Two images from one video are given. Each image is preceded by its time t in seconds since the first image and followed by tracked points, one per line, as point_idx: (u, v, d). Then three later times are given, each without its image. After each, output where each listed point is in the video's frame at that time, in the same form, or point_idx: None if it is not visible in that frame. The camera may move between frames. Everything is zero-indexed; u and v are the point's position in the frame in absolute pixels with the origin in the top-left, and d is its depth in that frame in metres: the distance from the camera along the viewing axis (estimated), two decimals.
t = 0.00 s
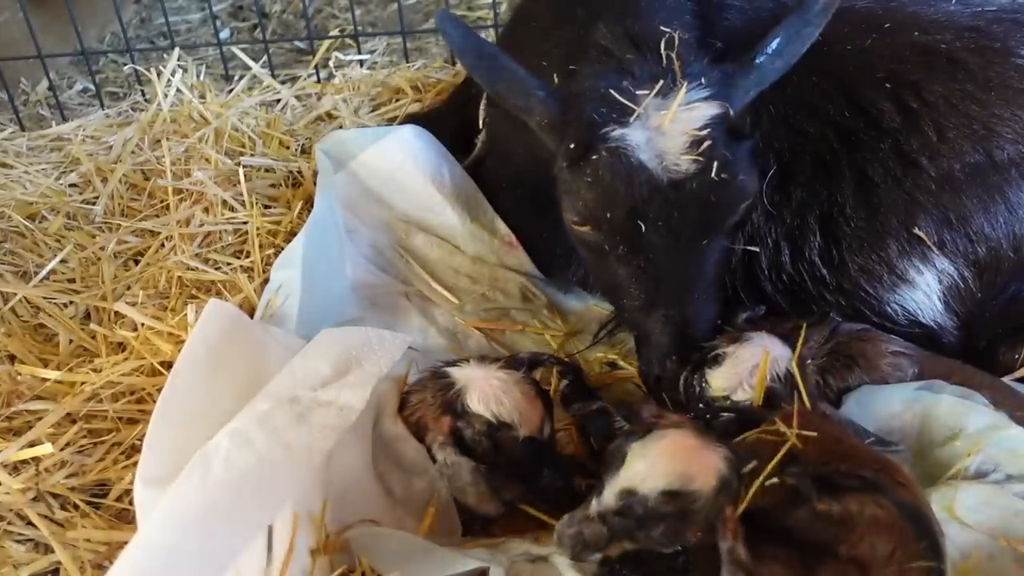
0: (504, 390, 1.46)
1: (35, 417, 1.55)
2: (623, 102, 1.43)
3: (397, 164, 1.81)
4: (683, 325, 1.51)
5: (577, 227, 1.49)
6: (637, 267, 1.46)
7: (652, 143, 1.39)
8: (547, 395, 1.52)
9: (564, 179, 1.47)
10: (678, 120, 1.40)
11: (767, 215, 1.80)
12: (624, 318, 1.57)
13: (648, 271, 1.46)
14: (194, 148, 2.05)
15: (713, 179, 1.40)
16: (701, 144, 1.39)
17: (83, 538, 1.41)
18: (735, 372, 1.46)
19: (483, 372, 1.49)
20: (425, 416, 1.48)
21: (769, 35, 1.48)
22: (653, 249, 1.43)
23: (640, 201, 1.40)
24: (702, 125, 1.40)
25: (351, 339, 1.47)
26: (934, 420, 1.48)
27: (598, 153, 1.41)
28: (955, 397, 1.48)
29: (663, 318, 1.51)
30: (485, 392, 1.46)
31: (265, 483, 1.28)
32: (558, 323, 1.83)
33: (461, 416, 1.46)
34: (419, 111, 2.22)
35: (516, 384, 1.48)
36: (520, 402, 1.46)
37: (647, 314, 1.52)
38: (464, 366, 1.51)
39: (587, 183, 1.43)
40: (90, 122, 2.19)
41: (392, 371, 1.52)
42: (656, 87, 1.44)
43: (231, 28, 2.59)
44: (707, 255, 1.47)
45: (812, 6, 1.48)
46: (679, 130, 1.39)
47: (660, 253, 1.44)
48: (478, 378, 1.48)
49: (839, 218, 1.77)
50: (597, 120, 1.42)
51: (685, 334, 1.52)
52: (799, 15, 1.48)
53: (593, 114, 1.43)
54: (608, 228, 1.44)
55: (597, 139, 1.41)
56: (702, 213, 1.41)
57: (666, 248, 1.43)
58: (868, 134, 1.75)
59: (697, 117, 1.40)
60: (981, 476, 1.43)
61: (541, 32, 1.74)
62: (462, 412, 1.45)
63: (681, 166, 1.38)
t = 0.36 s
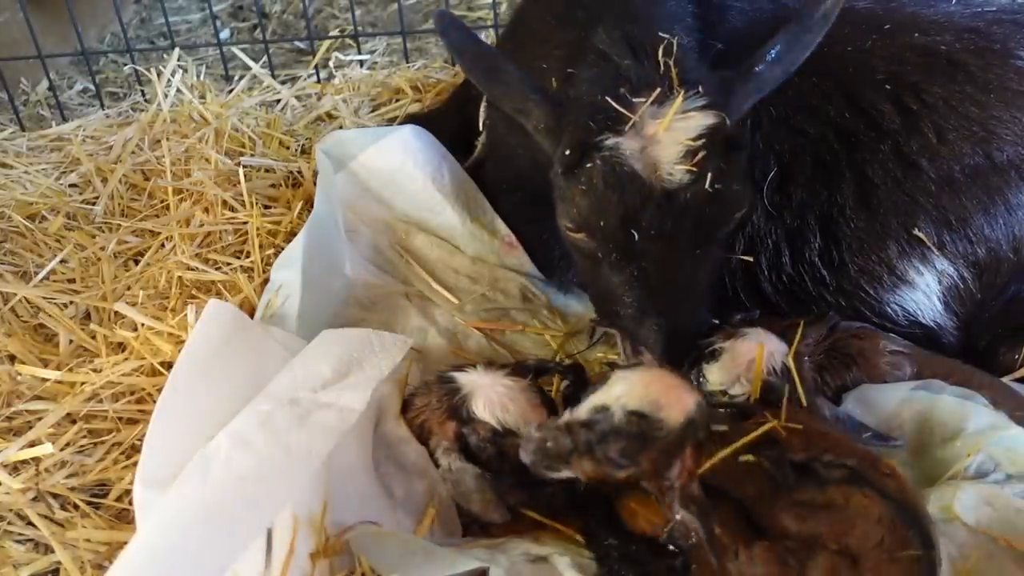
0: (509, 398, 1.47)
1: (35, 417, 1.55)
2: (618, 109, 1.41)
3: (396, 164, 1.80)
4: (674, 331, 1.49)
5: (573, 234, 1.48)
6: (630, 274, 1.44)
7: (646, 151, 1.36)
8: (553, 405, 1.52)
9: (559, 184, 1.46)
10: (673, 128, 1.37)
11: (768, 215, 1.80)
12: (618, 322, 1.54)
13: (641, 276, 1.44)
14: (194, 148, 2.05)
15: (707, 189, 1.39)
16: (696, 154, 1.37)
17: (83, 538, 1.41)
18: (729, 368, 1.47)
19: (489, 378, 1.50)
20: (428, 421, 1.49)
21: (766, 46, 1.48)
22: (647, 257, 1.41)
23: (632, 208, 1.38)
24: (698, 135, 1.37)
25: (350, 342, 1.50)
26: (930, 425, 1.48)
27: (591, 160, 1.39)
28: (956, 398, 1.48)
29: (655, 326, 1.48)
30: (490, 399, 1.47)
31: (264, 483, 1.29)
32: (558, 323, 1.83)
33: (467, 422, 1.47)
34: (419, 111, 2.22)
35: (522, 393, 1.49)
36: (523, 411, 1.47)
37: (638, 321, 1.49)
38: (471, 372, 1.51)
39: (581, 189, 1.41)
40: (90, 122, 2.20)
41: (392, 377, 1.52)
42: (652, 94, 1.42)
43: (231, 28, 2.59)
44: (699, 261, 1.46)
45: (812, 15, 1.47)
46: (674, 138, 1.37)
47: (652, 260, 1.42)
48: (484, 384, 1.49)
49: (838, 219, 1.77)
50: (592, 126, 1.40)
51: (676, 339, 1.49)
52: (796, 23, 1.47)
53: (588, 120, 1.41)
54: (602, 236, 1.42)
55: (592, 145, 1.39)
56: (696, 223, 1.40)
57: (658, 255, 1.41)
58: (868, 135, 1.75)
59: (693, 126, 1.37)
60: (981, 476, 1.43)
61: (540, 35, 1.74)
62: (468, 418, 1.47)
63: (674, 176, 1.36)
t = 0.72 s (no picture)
0: (514, 403, 1.48)
1: (35, 417, 1.55)
2: (611, 108, 1.41)
3: (396, 164, 1.80)
4: (676, 330, 1.49)
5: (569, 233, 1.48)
6: (628, 273, 1.45)
7: (641, 149, 1.36)
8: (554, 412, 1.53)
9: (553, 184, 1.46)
10: (667, 126, 1.37)
11: (768, 213, 1.79)
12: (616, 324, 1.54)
13: (638, 276, 1.44)
14: (194, 148, 2.05)
15: (703, 185, 1.38)
16: (690, 151, 1.36)
17: (83, 538, 1.41)
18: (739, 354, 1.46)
19: (493, 384, 1.50)
20: (430, 424, 1.50)
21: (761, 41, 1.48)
22: (643, 256, 1.41)
23: (630, 207, 1.38)
24: (692, 132, 1.37)
25: (351, 343, 1.50)
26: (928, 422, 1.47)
27: (587, 159, 1.39)
28: (956, 398, 1.48)
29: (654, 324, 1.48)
30: (495, 403, 1.47)
31: (264, 484, 1.29)
32: (558, 323, 1.83)
33: (470, 426, 1.47)
34: (419, 111, 2.22)
35: (528, 400, 1.49)
36: (528, 416, 1.47)
37: (637, 318, 1.49)
38: (476, 376, 1.52)
39: (577, 188, 1.40)
40: (91, 122, 2.20)
41: (393, 378, 1.51)
42: (646, 92, 1.41)
43: (231, 28, 2.60)
44: (698, 257, 1.45)
45: (807, 12, 1.48)
46: (669, 136, 1.36)
47: (650, 259, 1.42)
48: (488, 390, 1.49)
49: (838, 219, 1.76)
50: (586, 125, 1.40)
51: (676, 337, 1.49)
52: (793, 19, 1.48)
53: (581, 119, 1.41)
54: (598, 235, 1.43)
55: (586, 144, 1.39)
56: (692, 220, 1.40)
57: (655, 251, 1.41)
58: (868, 134, 1.75)
59: (686, 124, 1.37)
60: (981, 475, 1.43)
61: (536, 36, 1.73)
62: (471, 422, 1.47)
63: (669, 174, 1.36)
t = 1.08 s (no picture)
0: (516, 403, 1.49)
1: (35, 417, 1.55)
2: (613, 111, 1.41)
3: (396, 164, 1.79)
4: (683, 329, 1.49)
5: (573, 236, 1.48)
6: (634, 276, 1.44)
7: (644, 152, 1.36)
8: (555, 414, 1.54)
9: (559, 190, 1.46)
10: (669, 128, 1.37)
11: (768, 213, 1.79)
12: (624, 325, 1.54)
13: (646, 277, 1.44)
14: (194, 148, 2.05)
15: (706, 188, 1.38)
16: (693, 152, 1.36)
17: (83, 538, 1.41)
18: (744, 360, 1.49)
19: (495, 385, 1.52)
20: (433, 425, 1.51)
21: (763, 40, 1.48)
22: (648, 258, 1.42)
23: (634, 210, 1.38)
24: (694, 134, 1.37)
25: (351, 344, 1.50)
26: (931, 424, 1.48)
27: (589, 165, 1.38)
28: (956, 398, 1.49)
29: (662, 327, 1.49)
30: (496, 404, 1.49)
31: (265, 485, 1.28)
32: (558, 323, 1.83)
33: (472, 427, 1.49)
34: (419, 111, 2.22)
35: (530, 401, 1.51)
36: (530, 416, 1.49)
37: (645, 321, 1.49)
38: (477, 378, 1.53)
39: (580, 193, 1.40)
40: (91, 122, 2.20)
41: (393, 378, 1.51)
42: (648, 94, 1.41)
43: (231, 28, 2.60)
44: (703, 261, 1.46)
45: (808, 9, 1.47)
46: (672, 138, 1.36)
47: (655, 261, 1.42)
48: (490, 392, 1.51)
49: (838, 219, 1.76)
50: (588, 130, 1.40)
51: (683, 339, 1.50)
52: (795, 17, 1.47)
53: (584, 124, 1.41)
54: (603, 239, 1.43)
55: (588, 148, 1.39)
56: (696, 221, 1.40)
57: (661, 254, 1.41)
58: (868, 134, 1.75)
59: (688, 125, 1.37)
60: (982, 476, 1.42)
61: (536, 37, 1.71)
62: (474, 424, 1.49)
63: (672, 176, 1.36)
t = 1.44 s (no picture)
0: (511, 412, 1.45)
1: (35, 417, 1.55)
2: (611, 117, 1.40)
3: (397, 164, 1.79)
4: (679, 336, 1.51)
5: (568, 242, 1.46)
6: (631, 281, 1.42)
7: (639, 160, 1.36)
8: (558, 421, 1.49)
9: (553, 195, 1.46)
10: (665, 136, 1.37)
11: (767, 215, 1.78)
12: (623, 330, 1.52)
13: (643, 283, 1.41)
14: (194, 148, 2.05)
15: (703, 198, 1.37)
16: (689, 161, 1.36)
17: (83, 537, 1.42)
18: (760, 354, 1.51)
19: (493, 389, 1.48)
20: (429, 422, 1.52)
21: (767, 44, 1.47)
22: (646, 265, 1.39)
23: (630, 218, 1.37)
24: (690, 143, 1.37)
25: (351, 343, 1.49)
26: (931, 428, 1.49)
27: (585, 173, 1.39)
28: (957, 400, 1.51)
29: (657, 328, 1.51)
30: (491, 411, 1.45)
31: (265, 487, 1.29)
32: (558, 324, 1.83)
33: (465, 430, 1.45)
34: (419, 111, 2.23)
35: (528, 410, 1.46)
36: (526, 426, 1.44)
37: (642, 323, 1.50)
38: (477, 384, 1.49)
39: (575, 201, 1.40)
40: (91, 122, 2.20)
41: (392, 376, 1.52)
42: (645, 100, 1.41)
43: (231, 28, 2.60)
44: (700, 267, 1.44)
45: (811, 16, 1.47)
46: (667, 147, 1.36)
47: (654, 270, 1.40)
48: (487, 395, 1.47)
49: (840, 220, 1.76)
50: (585, 136, 1.40)
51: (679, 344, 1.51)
52: (796, 23, 1.47)
53: (582, 129, 1.41)
54: (597, 248, 1.41)
55: (585, 157, 1.39)
56: (692, 226, 1.38)
57: (661, 262, 1.39)
58: (869, 136, 1.76)
59: (684, 133, 1.37)
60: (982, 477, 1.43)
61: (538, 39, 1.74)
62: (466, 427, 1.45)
63: (667, 184, 1.36)
